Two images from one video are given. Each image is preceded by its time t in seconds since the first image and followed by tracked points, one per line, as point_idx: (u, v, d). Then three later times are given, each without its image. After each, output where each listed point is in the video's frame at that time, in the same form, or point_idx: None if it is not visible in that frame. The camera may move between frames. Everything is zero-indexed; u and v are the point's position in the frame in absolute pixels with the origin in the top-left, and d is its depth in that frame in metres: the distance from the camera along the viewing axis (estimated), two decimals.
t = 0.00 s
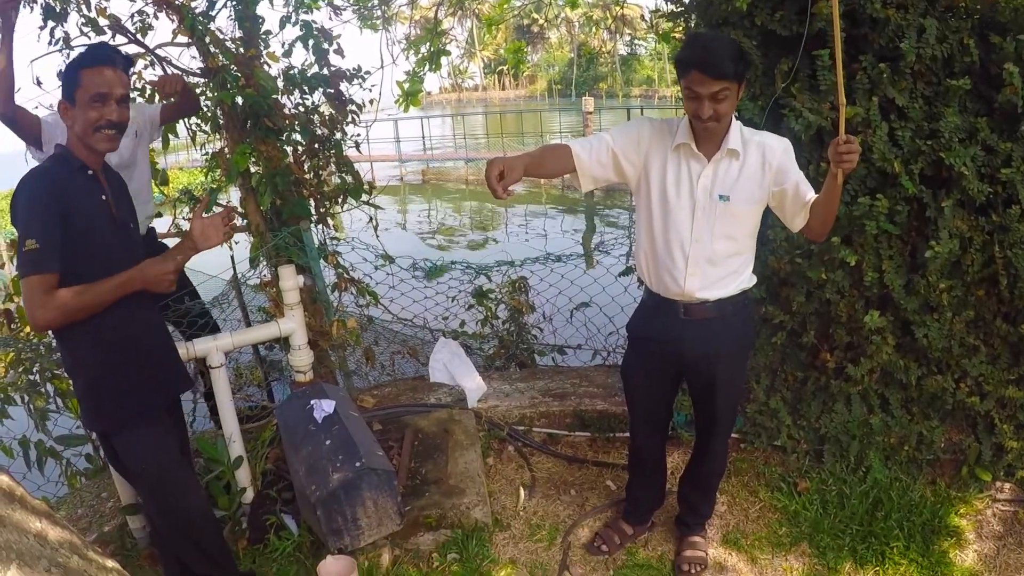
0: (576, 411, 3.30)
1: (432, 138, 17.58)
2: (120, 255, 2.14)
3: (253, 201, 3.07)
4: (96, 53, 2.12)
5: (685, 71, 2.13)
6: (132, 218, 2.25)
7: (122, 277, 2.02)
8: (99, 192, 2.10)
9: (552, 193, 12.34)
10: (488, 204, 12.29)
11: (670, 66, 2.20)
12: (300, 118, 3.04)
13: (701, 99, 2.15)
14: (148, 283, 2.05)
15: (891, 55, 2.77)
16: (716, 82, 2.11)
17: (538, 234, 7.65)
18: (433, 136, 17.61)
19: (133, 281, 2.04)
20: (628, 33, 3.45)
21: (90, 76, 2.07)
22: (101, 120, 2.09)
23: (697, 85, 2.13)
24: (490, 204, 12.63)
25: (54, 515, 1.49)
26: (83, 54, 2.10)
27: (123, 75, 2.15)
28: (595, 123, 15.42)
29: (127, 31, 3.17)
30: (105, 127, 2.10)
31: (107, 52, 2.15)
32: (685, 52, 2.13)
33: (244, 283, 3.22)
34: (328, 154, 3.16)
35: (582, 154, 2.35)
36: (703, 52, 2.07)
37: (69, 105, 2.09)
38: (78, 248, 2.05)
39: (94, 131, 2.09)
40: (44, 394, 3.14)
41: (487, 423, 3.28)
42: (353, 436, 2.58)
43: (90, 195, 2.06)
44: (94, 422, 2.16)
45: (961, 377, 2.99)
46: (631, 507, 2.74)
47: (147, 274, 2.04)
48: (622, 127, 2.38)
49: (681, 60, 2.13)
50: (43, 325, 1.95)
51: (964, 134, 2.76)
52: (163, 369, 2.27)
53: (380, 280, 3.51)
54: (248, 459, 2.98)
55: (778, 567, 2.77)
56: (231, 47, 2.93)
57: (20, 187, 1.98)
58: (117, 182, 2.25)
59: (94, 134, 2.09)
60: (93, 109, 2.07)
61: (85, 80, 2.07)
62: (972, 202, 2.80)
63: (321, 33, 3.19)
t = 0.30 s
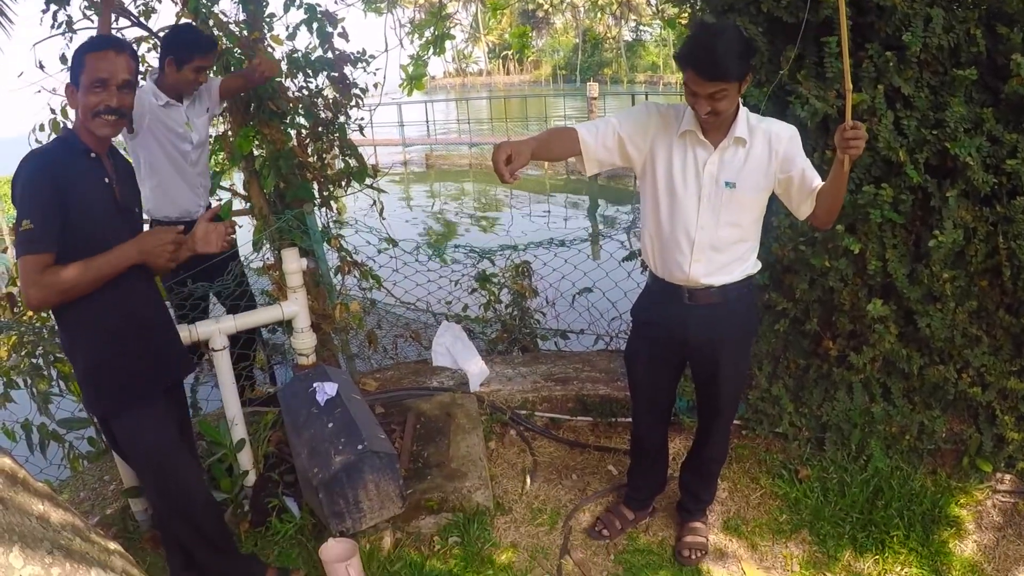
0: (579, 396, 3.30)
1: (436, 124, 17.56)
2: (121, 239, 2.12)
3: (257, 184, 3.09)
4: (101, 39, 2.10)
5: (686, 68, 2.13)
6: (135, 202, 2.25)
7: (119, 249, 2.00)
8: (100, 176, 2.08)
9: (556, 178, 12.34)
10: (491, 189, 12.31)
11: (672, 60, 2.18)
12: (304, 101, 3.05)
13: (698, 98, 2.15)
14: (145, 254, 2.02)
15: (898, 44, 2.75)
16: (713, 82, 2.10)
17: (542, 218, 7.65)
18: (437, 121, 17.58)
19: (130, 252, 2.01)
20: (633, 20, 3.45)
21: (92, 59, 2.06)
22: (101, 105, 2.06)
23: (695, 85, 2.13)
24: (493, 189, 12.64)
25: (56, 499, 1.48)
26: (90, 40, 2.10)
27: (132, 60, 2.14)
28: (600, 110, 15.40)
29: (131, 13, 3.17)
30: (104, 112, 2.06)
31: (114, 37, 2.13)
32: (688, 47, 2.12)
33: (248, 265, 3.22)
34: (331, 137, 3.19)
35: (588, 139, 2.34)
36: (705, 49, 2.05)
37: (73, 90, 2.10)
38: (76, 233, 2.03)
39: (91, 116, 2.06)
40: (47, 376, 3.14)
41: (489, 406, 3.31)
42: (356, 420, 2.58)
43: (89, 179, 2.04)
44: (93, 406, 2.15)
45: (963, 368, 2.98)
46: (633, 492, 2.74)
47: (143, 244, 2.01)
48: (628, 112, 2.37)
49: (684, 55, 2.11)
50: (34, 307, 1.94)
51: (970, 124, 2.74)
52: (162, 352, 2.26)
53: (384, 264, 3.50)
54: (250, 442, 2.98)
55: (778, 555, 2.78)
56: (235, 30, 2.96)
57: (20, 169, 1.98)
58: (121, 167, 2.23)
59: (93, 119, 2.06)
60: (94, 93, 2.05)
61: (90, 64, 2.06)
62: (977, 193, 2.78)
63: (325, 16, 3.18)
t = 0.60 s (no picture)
0: (579, 386, 3.32)
1: (438, 113, 17.50)
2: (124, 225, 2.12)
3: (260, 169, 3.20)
4: (120, 34, 2.05)
5: (695, 63, 2.11)
6: (138, 189, 2.24)
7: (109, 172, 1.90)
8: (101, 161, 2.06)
9: (558, 168, 12.32)
10: (494, 178, 12.26)
11: (680, 53, 2.17)
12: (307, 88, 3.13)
13: (706, 91, 2.14)
14: (133, 169, 1.90)
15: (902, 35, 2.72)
16: (722, 78, 2.08)
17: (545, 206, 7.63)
18: (440, 109, 17.52)
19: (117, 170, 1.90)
20: (636, 9, 3.44)
21: (136, 71, 1.99)
22: (128, 116, 2.06)
23: (704, 80, 2.12)
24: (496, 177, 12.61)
25: (56, 486, 1.48)
26: (119, 40, 2.02)
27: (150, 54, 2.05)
28: (603, 100, 15.34)
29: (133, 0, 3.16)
30: (131, 123, 2.08)
31: (128, 33, 2.06)
32: (697, 39, 2.10)
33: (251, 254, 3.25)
34: (333, 126, 3.25)
35: (593, 126, 2.33)
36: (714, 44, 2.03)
37: (96, 87, 1.99)
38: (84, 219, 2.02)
39: (118, 122, 2.07)
40: (48, 364, 3.14)
41: (490, 395, 3.33)
42: (357, 408, 2.58)
43: (95, 164, 2.03)
44: (93, 394, 2.14)
45: (963, 360, 2.97)
46: (633, 482, 2.75)
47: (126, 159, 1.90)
48: (635, 99, 2.35)
49: (693, 49, 2.10)
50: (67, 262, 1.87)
51: (973, 117, 2.71)
52: (163, 337, 2.26)
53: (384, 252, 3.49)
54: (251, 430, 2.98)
55: (778, 546, 2.78)
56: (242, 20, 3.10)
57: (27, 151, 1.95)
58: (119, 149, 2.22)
59: (121, 126, 2.08)
60: (122, 106, 2.02)
61: (118, 71, 1.98)
62: (980, 185, 2.76)
63: (328, 4, 3.17)
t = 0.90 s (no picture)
0: (580, 380, 3.34)
1: (440, 107, 17.47)
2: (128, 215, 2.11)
3: (261, 164, 3.17)
4: (121, 29, 2.03)
5: (699, 57, 2.11)
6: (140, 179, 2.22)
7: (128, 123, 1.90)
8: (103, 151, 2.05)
9: (559, 162, 12.31)
10: (496, 172, 12.25)
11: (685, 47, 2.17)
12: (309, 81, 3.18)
13: (710, 86, 2.14)
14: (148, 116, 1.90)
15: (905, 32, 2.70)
16: (727, 73, 2.08)
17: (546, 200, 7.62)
18: (441, 103, 17.50)
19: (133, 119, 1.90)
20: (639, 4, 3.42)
21: (139, 70, 1.99)
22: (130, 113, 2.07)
23: (708, 74, 2.12)
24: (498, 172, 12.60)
25: (57, 478, 1.48)
26: (121, 34, 2.00)
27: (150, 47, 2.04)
28: (605, 95, 15.32)
29: None
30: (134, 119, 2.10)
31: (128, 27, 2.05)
32: (702, 32, 2.10)
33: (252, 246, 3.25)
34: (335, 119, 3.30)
35: (597, 118, 2.33)
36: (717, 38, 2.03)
37: (101, 85, 1.99)
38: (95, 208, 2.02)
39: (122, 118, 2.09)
40: (49, 356, 3.14)
41: (490, 389, 3.34)
42: (358, 401, 2.59)
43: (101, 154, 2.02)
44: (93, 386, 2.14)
45: (964, 357, 2.97)
46: (633, 477, 2.75)
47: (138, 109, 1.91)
48: (639, 92, 2.35)
49: (698, 43, 2.09)
50: (111, 196, 1.86)
51: (975, 114, 2.71)
52: (162, 329, 2.26)
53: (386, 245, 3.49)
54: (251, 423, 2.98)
55: (778, 541, 2.78)
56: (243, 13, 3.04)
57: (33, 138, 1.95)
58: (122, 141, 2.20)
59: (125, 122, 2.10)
60: (124, 105, 2.03)
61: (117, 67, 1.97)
62: (981, 182, 2.76)
63: None
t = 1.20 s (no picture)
0: (580, 378, 3.35)
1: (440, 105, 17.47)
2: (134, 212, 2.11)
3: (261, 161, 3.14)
4: (113, 14, 2.04)
5: (699, 57, 2.11)
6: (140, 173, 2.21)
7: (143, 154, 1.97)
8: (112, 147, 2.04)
9: (559, 161, 12.30)
10: (496, 169, 12.24)
11: (684, 45, 2.17)
12: (308, 80, 3.16)
13: (710, 83, 2.13)
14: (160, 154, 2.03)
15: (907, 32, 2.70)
16: (728, 69, 2.07)
17: (547, 197, 7.62)
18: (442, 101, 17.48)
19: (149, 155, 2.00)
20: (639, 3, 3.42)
21: (137, 47, 2.00)
22: (136, 95, 2.06)
23: (708, 73, 2.11)
24: (498, 169, 12.59)
25: (57, 476, 1.48)
26: (118, 18, 2.02)
27: (148, 30, 2.06)
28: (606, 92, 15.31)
29: None
30: (140, 99, 2.09)
31: (120, 13, 2.04)
32: (702, 31, 2.10)
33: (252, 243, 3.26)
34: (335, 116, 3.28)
35: (598, 114, 2.32)
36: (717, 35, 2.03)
37: (102, 69, 1.99)
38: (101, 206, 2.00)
39: (129, 102, 2.07)
40: (48, 354, 3.15)
41: (490, 387, 3.34)
42: (358, 399, 2.58)
43: (108, 148, 2.00)
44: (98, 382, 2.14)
45: (964, 357, 2.97)
46: (633, 476, 2.75)
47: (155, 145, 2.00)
48: (640, 91, 2.35)
49: (698, 40, 2.09)
50: (122, 234, 1.93)
51: (976, 114, 2.70)
52: (168, 325, 2.25)
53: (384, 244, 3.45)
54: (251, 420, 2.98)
55: (777, 540, 2.78)
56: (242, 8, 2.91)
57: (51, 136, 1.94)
58: (127, 140, 2.19)
59: (134, 106, 2.09)
60: (128, 84, 2.02)
61: (114, 47, 1.98)
62: (982, 182, 2.76)
63: None
